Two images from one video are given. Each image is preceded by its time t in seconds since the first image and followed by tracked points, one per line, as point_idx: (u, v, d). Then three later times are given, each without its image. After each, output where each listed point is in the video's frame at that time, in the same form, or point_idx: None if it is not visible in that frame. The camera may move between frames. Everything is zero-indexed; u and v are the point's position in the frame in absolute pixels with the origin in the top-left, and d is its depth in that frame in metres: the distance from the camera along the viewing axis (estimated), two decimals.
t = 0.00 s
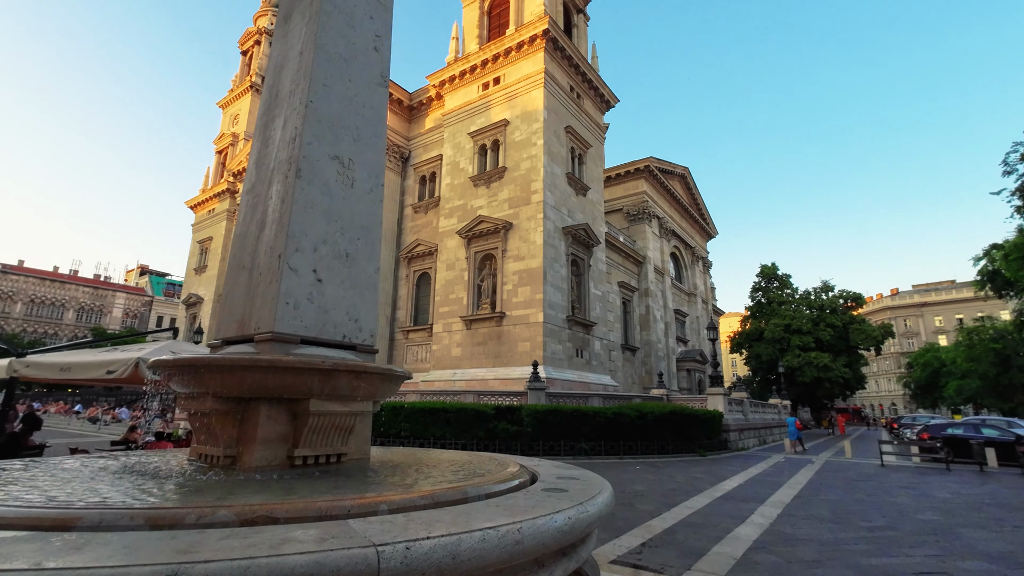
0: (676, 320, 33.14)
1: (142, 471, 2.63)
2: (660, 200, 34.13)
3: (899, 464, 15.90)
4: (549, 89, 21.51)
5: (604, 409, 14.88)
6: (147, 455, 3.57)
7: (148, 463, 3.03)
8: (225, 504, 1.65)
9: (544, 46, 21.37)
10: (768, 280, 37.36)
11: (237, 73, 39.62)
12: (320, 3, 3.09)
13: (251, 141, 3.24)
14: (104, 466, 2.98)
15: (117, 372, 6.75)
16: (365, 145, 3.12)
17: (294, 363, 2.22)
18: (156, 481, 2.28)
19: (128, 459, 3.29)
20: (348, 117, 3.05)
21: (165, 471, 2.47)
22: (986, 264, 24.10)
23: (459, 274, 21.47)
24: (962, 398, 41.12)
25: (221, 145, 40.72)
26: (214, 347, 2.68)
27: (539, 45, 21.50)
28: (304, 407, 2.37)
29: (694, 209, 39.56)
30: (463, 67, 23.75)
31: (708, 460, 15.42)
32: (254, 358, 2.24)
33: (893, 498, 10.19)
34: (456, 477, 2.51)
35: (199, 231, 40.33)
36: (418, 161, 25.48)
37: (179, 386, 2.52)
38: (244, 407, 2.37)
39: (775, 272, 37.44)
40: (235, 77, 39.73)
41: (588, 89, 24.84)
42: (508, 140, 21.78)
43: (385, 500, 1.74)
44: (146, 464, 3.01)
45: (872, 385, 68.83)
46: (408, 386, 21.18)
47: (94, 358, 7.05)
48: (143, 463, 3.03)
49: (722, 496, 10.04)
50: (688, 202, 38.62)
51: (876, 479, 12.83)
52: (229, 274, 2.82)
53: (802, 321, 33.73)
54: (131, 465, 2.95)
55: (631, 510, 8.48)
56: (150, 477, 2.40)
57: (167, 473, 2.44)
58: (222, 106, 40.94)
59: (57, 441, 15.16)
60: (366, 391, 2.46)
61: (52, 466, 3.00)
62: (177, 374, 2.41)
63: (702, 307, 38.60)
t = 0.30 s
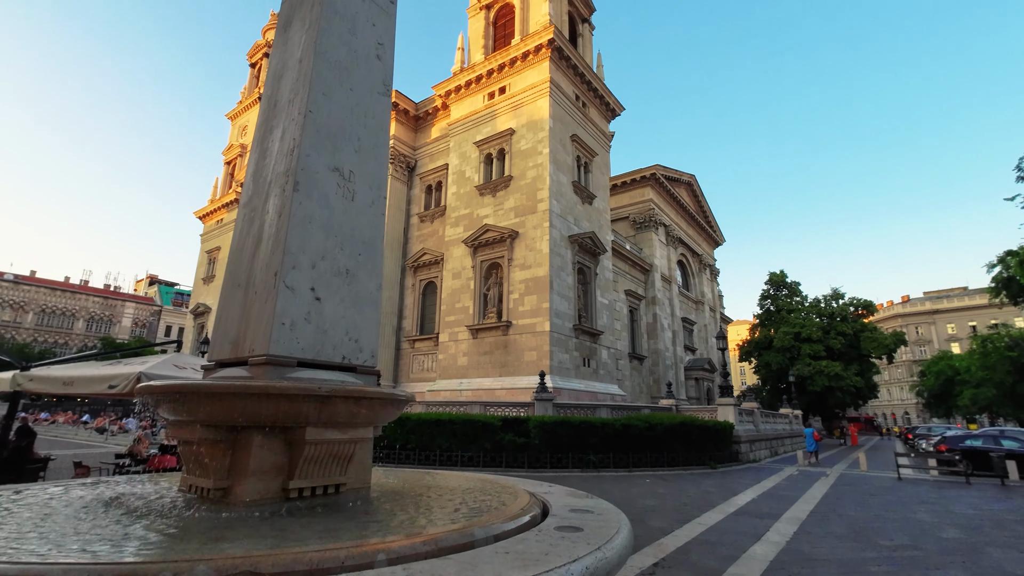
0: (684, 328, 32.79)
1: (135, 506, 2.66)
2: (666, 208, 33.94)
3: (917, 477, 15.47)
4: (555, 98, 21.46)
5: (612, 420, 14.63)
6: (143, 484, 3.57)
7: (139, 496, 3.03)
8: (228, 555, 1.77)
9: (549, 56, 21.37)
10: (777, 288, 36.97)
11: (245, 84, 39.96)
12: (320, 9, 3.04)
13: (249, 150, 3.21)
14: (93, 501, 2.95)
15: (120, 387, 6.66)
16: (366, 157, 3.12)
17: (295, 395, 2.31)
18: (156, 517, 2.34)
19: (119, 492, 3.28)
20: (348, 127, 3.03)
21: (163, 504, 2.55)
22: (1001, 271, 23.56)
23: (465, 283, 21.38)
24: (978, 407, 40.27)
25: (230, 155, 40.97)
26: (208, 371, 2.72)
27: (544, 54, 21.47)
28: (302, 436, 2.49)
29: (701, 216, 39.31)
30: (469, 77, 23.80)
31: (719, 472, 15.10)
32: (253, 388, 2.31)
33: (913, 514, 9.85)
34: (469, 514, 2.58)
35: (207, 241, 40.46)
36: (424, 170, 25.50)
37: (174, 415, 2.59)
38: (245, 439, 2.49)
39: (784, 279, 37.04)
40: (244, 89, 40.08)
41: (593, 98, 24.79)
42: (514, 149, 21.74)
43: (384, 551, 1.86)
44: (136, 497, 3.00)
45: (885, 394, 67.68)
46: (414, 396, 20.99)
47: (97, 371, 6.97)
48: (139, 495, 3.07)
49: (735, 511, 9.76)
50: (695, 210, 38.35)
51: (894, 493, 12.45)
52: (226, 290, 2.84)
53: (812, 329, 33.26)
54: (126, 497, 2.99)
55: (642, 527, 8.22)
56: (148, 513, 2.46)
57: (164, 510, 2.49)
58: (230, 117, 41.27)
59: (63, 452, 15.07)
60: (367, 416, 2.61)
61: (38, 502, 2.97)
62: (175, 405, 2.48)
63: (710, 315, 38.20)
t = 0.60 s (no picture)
0: (690, 337, 32.51)
1: (126, 538, 2.61)
2: (672, 217, 33.81)
3: (933, 490, 15.10)
4: (559, 108, 21.48)
5: (620, 432, 14.42)
6: (137, 511, 3.49)
7: (136, 526, 2.98)
8: None
9: (554, 66, 21.42)
10: (785, 297, 36.65)
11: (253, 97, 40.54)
12: (322, 20, 3.00)
13: (250, 163, 3.18)
14: (80, 532, 2.88)
15: (122, 402, 6.60)
16: (368, 170, 3.07)
17: (293, 418, 2.31)
18: (148, 551, 2.30)
19: (113, 520, 3.23)
20: (349, 139, 2.99)
21: (155, 538, 2.51)
22: (1013, 279, 23.16)
23: (470, 293, 21.30)
24: (991, 417, 39.55)
25: (238, 167, 41.28)
26: (203, 394, 2.71)
27: (549, 65, 21.53)
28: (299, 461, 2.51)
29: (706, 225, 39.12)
30: (474, 88, 23.91)
31: (729, 485, 14.82)
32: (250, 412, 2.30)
33: (931, 530, 9.56)
34: (489, 533, 2.88)
35: (215, 252, 40.65)
36: (429, 180, 25.56)
37: (169, 441, 2.57)
38: (243, 465, 2.49)
39: (792, 288, 36.72)
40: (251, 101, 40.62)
41: (598, 108, 24.81)
42: (520, 159, 21.73)
43: None
44: (130, 527, 2.95)
45: (896, 403, 66.70)
46: (419, 407, 20.83)
47: (100, 385, 6.91)
48: (131, 524, 3.03)
49: (747, 527, 9.52)
50: (700, 219, 38.16)
51: (910, 507, 12.13)
52: (225, 307, 2.82)
53: (821, 338, 32.85)
54: (118, 528, 2.94)
55: (651, 543, 8.02)
56: (139, 546, 2.41)
57: (160, 542, 2.47)
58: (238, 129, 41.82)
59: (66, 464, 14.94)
60: (367, 440, 2.64)
61: (32, 529, 2.93)
62: (171, 430, 2.48)
63: (717, 324, 37.87)
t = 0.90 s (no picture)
0: (697, 348, 32.25)
1: (115, 562, 2.54)
2: (676, 227, 33.74)
3: (947, 504, 14.75)
4: (563, 119, 21.56)
5: (626, 444, 14.21)
6: (130, 532, 3.40)
7: (127, 548, 2.90)
8: None
9: (558, 78, 21.54)
10: (791, 307, 36.39)
11: (260, 111, 41.19)
12: (322, 29, 2.98)
13: (250, 172, 3.14)
14: (70, 554, 2.80)
15: (123, 414, 6.55)
16: (369, 179, 3.02)
17: (290, 435, 2.24)
18: None
19: (106, 541, 3.14)
20: (350, 147, 2.95)
21: (146, 561, 2.44)
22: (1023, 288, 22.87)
23: (475, 303, 21.24)
24: (1004, 428, 38.87)
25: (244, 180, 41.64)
26: (197, 409, 2.65)
27: (552, 77, 21.65)
28: (295, 479, 2.44)
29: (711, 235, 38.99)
30: (478, 100, 24.08)
31: (738, 499, 14.55)
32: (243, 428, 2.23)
33: (948, 546, 9.30)
34: (492, 554, 2.79)
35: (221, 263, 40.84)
36: (434, 192, 25.64)
37: (161, 459, 2.51)
38: (237, 485, 2.42)
39: (798, 297, 36.47)
40: (258, 115, 41.22)
41: (601, 119, 24.90)
42: (524, 170, 21.75)
43: None
44: (121, 549, 2.87)
45: (906, 415, 65.77)
46: (424, 419, 20.69)
47: (102, 398, 6.87)
48: (123, 546, 2.96)
49: (757, 542, 9.29)
50: (705, 229, 38.04)
51: (925, 522, 11.83)
52: (222, 318, 2.76)
53: (829, 348, 32.49)
54: (109, 550, 2.87)
55: (659, 559, 7.82)
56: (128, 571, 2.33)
57: (150, 565, 2.39)
58: (245, 142, 42.39)
59: (69, 477, 14.88)
60: (366, 457, 2.58)
61: (22, 550, 2.86)
62: (163, 447, 2.40)
63: (724, 334, 37.58)
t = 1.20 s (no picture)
0: (703, 358, 31.94)
1: None
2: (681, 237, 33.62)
3: (964, 518, 14.36)
4: (567, 131, 21.61)
5: (633, 457, 13.97)
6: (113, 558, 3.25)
7: None
8: None
9: (561, 90, 21.62)
10: (798, 316, 36.06)
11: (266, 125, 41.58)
12: (317, 33, 2.93)
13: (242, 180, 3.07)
14: None
15: (120, 429, 6.43)
16: (363, 186, 2.95)
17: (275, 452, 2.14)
18: None
19: (85, 566, 3.01)
20: (344, 154, 2.87)
21: None
22: None
23: (479, 315, 21.13)
24: (1019, 439, 38.14)
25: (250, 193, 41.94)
26: (183, 425, 2.55)
27: (555, 89, 21.74)
28: (281, 499, 2.33)
29: (716, 245, 38.83)
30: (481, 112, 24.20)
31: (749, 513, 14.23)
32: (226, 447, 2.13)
33: (968, 562, 9.01)
34: None
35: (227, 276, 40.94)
36: (438, 204, 25.68)
37: (141, 479, 2.39)
38: (220, 506, 2.31)
39: (805, 307, 36.16)
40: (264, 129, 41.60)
41: (604, 130, 24.93)
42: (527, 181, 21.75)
43: None
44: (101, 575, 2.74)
45: (917, 425, 64.77)
46: (428, 432, 20.48)
47: (100, 412, 6.77)
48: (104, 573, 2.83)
49: (770, 558, 9.03)
50: (710, 238, 37.90)
51: (942, 536, 11.50)
52: (209, 330, 2.67)
53: (838, 358, 32.09)
54: None
55: None
56: None
57: None
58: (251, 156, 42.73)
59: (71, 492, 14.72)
60: (357, 475, 2.47)
61: None
62: (142, 467, 2.30)
63: (730, 345, 37.24)
